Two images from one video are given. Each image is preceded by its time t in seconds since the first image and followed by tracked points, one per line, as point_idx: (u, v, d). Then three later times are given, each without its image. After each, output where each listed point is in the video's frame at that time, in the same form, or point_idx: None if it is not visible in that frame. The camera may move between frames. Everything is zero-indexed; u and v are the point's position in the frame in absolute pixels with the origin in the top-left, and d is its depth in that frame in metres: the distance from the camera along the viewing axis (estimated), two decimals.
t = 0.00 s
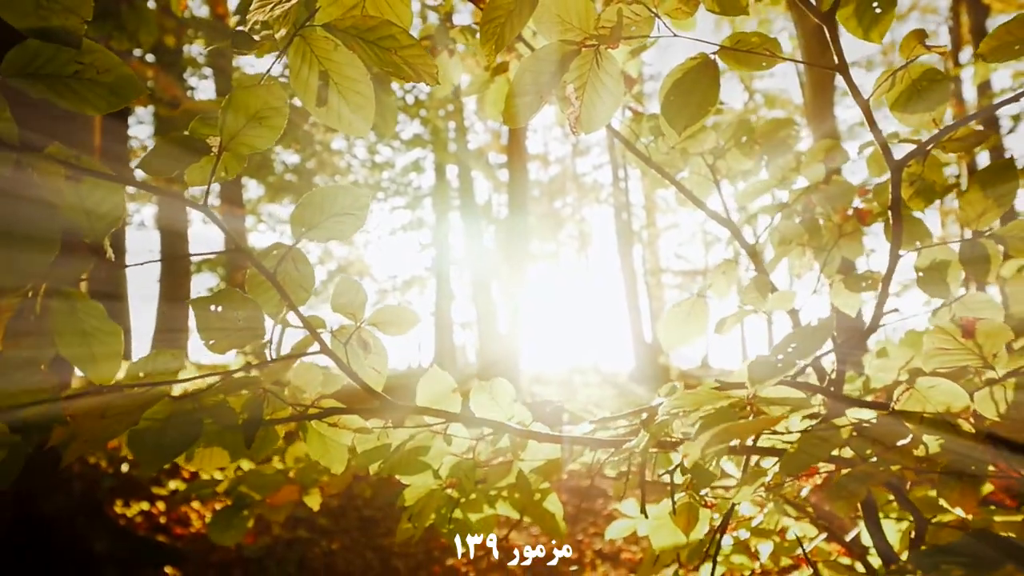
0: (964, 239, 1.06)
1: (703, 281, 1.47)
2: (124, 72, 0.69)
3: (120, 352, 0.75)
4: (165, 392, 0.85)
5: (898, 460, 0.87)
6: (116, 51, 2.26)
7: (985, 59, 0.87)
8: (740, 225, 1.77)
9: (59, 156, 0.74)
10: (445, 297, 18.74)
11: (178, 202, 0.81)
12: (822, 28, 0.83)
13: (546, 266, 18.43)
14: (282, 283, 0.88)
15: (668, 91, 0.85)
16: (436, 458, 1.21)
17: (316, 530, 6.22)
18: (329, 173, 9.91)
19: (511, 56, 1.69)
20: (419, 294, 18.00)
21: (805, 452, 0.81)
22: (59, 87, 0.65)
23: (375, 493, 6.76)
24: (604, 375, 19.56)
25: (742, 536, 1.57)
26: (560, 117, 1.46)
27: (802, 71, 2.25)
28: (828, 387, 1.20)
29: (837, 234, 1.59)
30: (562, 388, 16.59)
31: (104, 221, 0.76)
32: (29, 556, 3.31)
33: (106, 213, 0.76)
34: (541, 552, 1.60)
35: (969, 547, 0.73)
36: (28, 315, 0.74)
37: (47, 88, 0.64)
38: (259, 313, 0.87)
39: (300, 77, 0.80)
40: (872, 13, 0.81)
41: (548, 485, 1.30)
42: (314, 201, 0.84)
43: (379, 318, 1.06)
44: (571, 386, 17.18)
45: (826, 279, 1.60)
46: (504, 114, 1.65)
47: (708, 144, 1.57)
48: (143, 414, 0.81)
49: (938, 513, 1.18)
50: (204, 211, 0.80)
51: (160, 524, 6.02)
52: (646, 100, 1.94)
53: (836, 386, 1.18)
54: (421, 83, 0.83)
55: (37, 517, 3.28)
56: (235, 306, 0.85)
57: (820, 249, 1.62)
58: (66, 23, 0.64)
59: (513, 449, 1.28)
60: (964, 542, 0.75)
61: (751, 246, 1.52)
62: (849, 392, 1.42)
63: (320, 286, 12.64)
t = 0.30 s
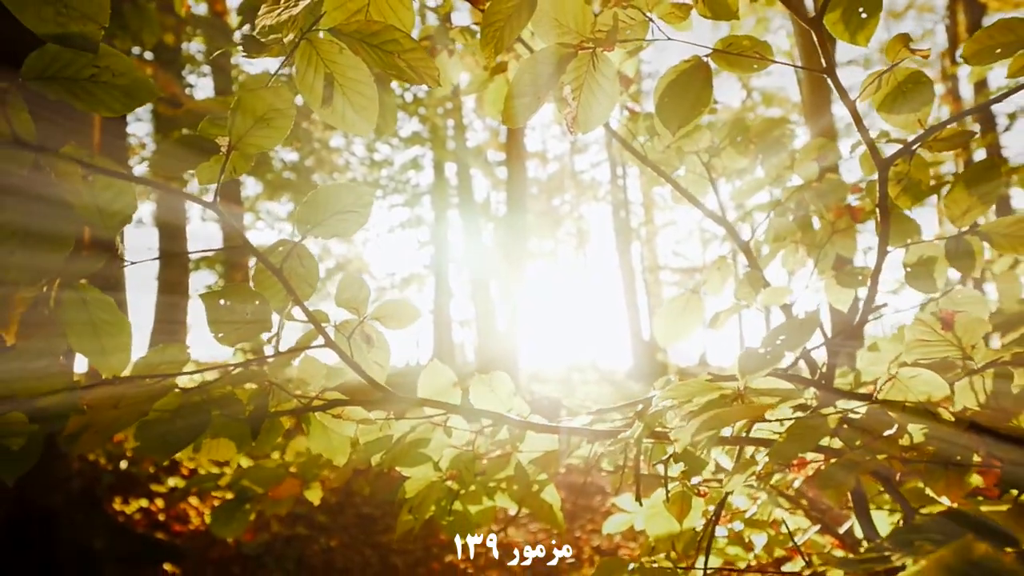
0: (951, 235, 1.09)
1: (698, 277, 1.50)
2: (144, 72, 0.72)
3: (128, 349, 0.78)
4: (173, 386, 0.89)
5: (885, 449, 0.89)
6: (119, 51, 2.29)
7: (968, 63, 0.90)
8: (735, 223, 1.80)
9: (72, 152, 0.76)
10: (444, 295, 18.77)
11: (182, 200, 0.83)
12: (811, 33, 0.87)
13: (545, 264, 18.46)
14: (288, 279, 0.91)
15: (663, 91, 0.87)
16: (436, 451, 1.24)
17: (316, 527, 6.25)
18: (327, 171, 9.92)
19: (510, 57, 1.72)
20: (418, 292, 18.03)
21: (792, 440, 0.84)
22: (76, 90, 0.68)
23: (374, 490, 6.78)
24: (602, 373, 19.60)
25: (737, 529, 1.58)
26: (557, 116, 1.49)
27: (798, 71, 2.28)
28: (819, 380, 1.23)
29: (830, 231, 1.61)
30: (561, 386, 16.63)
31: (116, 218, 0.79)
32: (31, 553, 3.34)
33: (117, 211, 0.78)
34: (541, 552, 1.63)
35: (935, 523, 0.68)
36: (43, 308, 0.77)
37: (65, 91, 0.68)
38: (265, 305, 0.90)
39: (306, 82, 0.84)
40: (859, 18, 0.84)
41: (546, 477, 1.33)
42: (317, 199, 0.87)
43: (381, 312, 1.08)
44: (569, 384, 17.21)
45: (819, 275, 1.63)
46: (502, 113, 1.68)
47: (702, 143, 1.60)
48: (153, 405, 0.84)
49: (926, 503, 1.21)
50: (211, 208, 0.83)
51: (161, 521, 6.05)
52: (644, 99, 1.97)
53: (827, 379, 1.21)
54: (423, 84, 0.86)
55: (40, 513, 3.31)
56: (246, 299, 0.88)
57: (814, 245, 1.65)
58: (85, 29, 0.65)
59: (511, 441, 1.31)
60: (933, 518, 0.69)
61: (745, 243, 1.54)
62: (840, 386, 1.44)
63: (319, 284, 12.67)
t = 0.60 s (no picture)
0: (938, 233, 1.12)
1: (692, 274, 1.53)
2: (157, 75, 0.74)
3: (139, 342, 0.80)
4: (184, 377, 0.91)
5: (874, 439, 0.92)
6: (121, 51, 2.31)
7: (952, 65, 0.93)
8: (730, 220, 1.83)
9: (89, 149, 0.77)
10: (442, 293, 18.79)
11: (191, 198, 0.86)
12: (800, 35, 0.91)
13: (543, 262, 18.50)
14: (295, 274, 0.94)
15: (658, 92, 0.90)
16: (437, 443, 1.27)
17: (315, 524, 6.28)
18: (325, 169, 9.91)
19: (508, 57, 1.75)
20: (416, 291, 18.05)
21: (782, 430, 0.87)
22: (94, 93, 0.71)
23: (373, 487, 6.80)
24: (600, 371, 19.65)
25: (731, 522, 1.61)
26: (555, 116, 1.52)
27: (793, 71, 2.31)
28: (810, 373, 1.26)
29: (824, 229, 1.63)
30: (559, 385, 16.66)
31: (128, 217, 0.80)
32: (32, 547, 3.35)
33: (129, 211, 0.79)
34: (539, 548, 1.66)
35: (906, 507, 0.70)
36: (57, 301, 0.78)
37: (83, 93, 0.70)
38: (272, 301, 0.92)
39: (313, 85, 0.87)
40: (846, 23, 0.87)
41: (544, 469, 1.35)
42: (322, 199, 0.90)
43: (386, 307, 1.11)
44: (567, 382, 17.24)
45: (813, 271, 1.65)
46: (501, 113, 1.71)
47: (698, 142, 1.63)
48: (164, 397, 0.87)
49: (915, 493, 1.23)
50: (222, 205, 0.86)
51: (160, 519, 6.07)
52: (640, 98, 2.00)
53: (818, 372, 1.24)
54: (424, 86, 0.89)
55: (40, 511, 3.33)
56: (255, 294, 0.92)
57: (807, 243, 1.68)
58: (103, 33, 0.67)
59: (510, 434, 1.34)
60: (906, 502, 0.71)
61: (739, 240, 1.57)
62: (832, 380, 1.47)
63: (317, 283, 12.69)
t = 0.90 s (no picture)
0: (926, 231, 1.14)
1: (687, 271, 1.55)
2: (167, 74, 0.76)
3: (145, 336, 0.81)
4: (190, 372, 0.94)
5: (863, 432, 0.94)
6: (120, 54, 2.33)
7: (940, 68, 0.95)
8: (725, 219, 1.86)
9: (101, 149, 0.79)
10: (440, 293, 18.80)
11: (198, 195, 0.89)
12: (791, 39, 0.94)
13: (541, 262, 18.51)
14: (298, 271, 0.96)
15: (653, 93, 0.93)
16: (437, 438, 1.30)
17: (313, 523, 6.30)
18: (323, 169, 9.92)
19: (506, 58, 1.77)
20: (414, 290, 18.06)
21: (774, 422, 0.89)
22: (108, 95, 0.73)
23: (371, 487, 6.81)
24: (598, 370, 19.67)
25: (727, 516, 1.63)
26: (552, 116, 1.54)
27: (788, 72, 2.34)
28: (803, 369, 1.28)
29: (818, 227, 1.66)
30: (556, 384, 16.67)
31: (137, 217, 0.81)
32: (31, 546, 3.36)
33: (137, 210, 0.80)
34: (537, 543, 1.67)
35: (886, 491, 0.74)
36: (68, 296, 0.79)
37: (94, 94, 0.72)
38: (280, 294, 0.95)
39: (317, 86, 0.90)
40: (835, 27, 0.90)
41: (542, 463, 1.37)
42: (324, 198, 0.92)
43: (387, 303, 1.14)
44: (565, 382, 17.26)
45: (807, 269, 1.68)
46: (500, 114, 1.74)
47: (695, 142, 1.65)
48: (169, 392, 0.89)
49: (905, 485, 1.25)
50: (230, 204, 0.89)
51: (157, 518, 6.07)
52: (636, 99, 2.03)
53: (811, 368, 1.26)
54: (425, 87, 0.92)
55: (37, 512, 3.33)
56: (259, 288, 0.94)
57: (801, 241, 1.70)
58: (113, 37, 0.69)
59: (508, 428, 1.36)
60: (886, 488, 0.76)
61: (734, 238, 1.59)
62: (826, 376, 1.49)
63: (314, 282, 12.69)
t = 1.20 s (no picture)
0: (914, 226, 1.17)
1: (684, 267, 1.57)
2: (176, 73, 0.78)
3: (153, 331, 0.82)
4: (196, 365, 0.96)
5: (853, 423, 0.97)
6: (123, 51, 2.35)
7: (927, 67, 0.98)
8: (721, 216, 1.88)
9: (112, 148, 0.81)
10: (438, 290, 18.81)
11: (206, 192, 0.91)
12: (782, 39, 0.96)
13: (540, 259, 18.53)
14: (302, 265, 0.98)
15: (649, 92, 0.95)
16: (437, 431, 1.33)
17: (312, 520, 6.31)
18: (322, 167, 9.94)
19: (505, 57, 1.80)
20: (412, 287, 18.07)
21: (765, 411, 0.92)
22: (118, 95, 0.75)
23: (370, 484, 6.82)
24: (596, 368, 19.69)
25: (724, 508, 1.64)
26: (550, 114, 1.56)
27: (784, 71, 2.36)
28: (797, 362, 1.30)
29: (814, 223, 1.66)
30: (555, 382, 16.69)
31: (145, 214, 0.81)
32: (29, 542, 3.38)
33: (146, 207, 0.81)
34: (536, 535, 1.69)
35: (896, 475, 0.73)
36: (76, 291, 0.80)
37: (107, 95, 0.75)
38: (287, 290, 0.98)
39: (321, 84, 0.92)
40: (826, 28, 0.92)
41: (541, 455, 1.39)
42: (330, 194, 0.94)
43: (389, 297, 1.16)
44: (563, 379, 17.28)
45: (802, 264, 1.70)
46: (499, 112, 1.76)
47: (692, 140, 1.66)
48: (176, 386, 0.92)
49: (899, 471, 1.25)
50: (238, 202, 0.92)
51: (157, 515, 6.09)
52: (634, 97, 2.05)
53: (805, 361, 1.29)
54: (427, 86, 0.94)
55: (38, 508, 3.35)
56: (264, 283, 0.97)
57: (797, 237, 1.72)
58: (126, 38, 0.71)
59: (506, 419, 1.39)
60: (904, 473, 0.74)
61: (730, 235, 1.61)
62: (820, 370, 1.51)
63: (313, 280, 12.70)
